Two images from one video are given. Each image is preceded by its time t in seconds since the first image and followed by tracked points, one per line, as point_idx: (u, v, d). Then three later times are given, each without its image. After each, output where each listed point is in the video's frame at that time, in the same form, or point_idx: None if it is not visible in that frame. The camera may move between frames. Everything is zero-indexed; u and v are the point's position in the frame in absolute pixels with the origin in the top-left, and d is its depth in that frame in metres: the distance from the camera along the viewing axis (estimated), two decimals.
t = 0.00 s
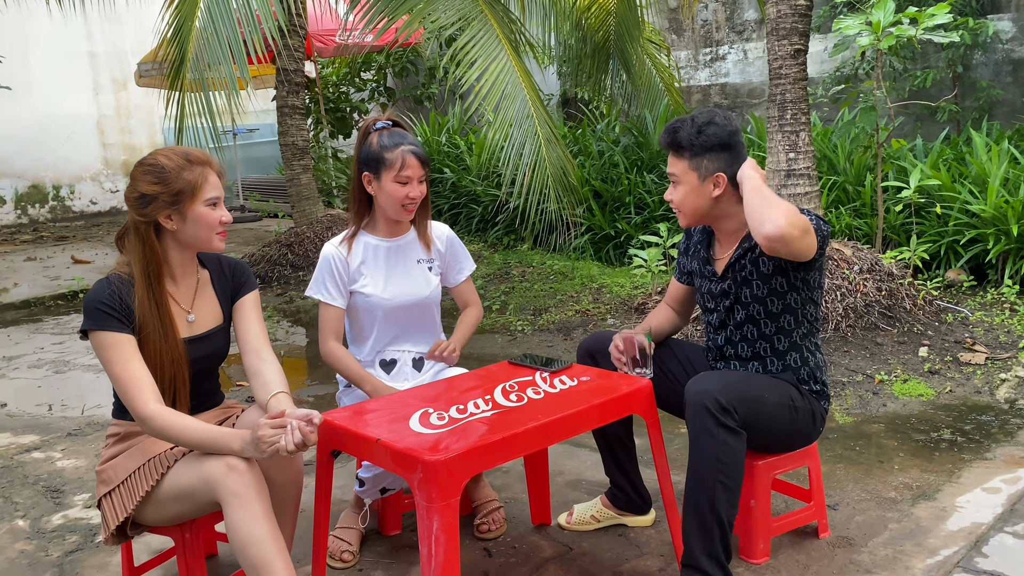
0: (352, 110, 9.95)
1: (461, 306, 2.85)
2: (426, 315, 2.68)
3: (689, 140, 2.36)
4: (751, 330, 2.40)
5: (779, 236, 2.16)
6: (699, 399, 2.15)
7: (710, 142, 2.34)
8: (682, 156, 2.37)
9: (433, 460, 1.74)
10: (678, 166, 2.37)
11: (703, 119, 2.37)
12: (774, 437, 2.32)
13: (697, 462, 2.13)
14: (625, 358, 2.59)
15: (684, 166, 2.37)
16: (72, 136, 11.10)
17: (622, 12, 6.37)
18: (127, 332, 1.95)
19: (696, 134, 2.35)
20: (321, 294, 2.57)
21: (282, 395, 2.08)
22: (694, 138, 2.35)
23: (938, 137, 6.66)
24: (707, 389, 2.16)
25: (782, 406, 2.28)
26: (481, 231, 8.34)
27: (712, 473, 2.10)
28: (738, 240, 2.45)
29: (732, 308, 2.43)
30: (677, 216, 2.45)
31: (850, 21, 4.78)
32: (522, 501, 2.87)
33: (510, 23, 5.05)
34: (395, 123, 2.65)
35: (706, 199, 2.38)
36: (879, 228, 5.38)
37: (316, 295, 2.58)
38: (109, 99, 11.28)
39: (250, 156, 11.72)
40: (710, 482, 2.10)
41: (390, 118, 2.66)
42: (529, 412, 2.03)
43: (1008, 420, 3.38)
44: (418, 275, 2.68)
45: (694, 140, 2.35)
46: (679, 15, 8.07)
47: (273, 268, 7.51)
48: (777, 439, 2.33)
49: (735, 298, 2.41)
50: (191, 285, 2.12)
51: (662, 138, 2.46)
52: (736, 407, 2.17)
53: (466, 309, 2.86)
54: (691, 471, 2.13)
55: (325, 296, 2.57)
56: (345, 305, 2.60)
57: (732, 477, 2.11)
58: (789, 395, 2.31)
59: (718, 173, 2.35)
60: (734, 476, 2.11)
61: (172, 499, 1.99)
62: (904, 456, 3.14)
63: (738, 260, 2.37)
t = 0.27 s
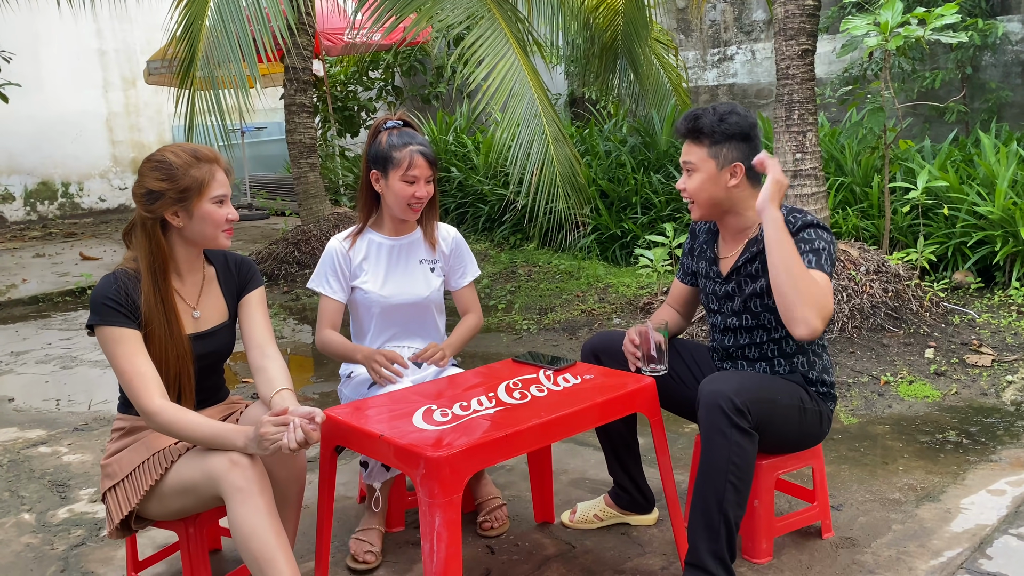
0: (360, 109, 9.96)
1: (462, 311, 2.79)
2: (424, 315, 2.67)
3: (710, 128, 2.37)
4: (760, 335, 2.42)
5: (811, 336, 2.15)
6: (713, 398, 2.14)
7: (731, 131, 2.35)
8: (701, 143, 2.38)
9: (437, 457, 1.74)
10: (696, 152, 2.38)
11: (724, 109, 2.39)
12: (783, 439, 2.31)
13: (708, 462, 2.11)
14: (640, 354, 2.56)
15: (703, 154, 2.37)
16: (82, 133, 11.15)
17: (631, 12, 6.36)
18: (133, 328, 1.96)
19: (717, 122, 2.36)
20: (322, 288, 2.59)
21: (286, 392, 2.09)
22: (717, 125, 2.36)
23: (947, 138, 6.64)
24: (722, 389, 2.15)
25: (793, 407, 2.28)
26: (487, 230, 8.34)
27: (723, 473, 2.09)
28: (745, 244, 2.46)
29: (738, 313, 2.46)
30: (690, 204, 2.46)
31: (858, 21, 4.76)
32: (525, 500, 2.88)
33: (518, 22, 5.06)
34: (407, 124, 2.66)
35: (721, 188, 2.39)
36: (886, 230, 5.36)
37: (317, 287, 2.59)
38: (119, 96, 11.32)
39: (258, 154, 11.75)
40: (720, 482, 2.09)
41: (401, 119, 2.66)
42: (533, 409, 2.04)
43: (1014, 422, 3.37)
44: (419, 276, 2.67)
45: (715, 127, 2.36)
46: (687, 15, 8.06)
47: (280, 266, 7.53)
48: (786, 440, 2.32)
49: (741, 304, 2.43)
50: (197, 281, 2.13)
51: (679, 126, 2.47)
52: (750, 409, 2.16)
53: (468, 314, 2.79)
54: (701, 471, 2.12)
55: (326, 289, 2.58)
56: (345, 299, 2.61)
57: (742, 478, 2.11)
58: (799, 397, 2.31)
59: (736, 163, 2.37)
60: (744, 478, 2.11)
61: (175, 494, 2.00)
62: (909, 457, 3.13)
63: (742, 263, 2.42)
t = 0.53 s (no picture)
0: (365, 109, 9.98)
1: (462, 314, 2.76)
2: (425, 319, 2.67)
3: (720, 124, 2.37)
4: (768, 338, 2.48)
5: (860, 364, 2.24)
6: (726, 401, 2.13)
7: (740, 131, 2.36)
8: (709, 138, 2.39)
9: (440, 456, 1.74)
10: (703, 147, 2.38)
11: (736, 109, 2.40)
12: (793, 440, 2.31)
13: (719, 464, 2.12)
14: (647, 361, 2.57)
15: (711, 149, 2.38)
16: (87, 133, 11.18)
17: (635, 13, 6.36)
18: (137, 325, 1.96)
19: (728, 120, 2.37)
20: (322, 294, 2.57)
21: (289, 390, 2.09)
22: (727, 123, 2.37)
23: (952, 141, 6.62)
24: (735, 391, 2.14)
25: (803, 408, 2.27)
26: (491, 230, 8.34)
27: (733, 476, 2.10)
28: (749, 248, 2.45)
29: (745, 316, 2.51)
30: (688, 199, 2.46)
31: (864, 23, 4.76)
32: (528, 500, 2.87)
33: (523, 22, 5.06)
34: (404, 125, 2.63)
35: (721, 187, 2.39)
36: (890, 232, 5.35)
37: (317, 293, 2.57)
38: (124, 96, 11.35)
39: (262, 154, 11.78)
40: (730, 485, 2.10)
41: (398, 120, 2.63)
42: (536, 409, 2.03)
43: (1019, 425, 3.36)
44: (418, 280, 2.66)
45: (726, 125, 2.37)
46: (692, 17, 8.06)
47: (284, 266, 7.54)
48: (794, 441, 2.32)
49: (748, 309, 2.48)
50: (201, 279, 2.13)
51: (690, 121, 2.48)
52: (761, 411, 2.16)
53: (468, 316, 2.76)
54: (711, 473, 2.12)
55: (327, 295, 2.56)
56: (346, 304, 2.59)
57: (752, 481, 2.12)
58: (809, 398, 2.30)
59: (740, 163, 2.37)
60: (754, 481, 2.11)
61: (179, 492, 2.00)
62: (913, 459, 3.13)
63: (746, 267, 2.46)
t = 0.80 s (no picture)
0: (362, 110, 9.98)
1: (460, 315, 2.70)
2: (420, 324, 2.64)
3: (721, 125, 2.37)
4: (767, 336, 2.49)
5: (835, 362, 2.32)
6: (732, 403, 2.19)
7: (741, 132, 2.36)
8: (710, 139, 2.39)
9: (440, 457, 1.74)
10: (703, 149, 2.38)
11: (735, 110, 2.40)
12: (795, 441, 2.36)
13: (724, 466, 2.18)
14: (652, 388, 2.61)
15: (711, 151, 2.38)
16: (84, 133, 11.16)
17: (634, 14, 6.35)
18: (136, 324, 1.96)
19: (729, 120, 2.37)
20: (319, 302, 2.54)
21: (288, 390, 2.08)
22: (728, 124, 2.37)
23: (950, 142, 6.62)
24: (741, 394, 2.20)
25: (806, 410, 2.32)
26: (489, 231, 8.33)
27: (737, 478, 2.16)
28: (748, 247, 2.45)
29: (744, 315, 2.52)
30: (688, 201, 2.45)
31: (862, 24, 4.76)
32: (528, 501, 2.87)
33: (522, 23, 5.06)
34: (395, 127, 2.57)
35: (722, 189, 2.39)
36: (889, 233, 5.35)
37: (314, 301, 2.54)
38: (121, 96, 11.33)
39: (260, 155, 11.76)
40: (735, 487, 2.16)
41: (389, 121, 2.57)
42: (537, 410, 2.03)
43: (1017, 426, 3.36)
44: (413, 286, 2.62)
45: (727, 126, 2.37)
46: (690, 18, 8.06)
47: (282, 266, 7.52)
48: (797, 443, 2.36)
49: (747, 308, 2.49)
50: (200, 278, 2.12)
51: (690, 122, 2.47)
52: (766, 414, 2.22)
53: (466, 317, 2.71)
54: (716, 476, 2.18)
55: (323, 303, 2.53)
56: (343, 312, 2.56)
57: (755, 484, 2.18)
58: (811, 401, 2.34)
59: (741, 165, 2.38)
60: (757, 483, 2.17)
61: (178, 492, 1.99)
62: (912, 460, 3.13)
63: (745, 266, 2.46)
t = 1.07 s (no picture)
0: (353, 111, 9.96)
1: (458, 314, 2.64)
2: (417, 326, 2.64)
3: (724, 125, 2.38)
4: (763, 337, 2.50)
5: (812, 364, 2.36)
6: (746, 405, 2.22)
7: (744, 131, 2.37)
8: (713, 139, 2.39)
9: (443, 459, 1.73)
10: (707, 150, 2.38)
11: (737, 109, 2.41)
12: (800, 442, 2.39)
13: (734, 467, 2.21)
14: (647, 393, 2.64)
15: (715, 152, 2.38)
16: (72, 134, 11.08)
17: (625, 15, 6.34)
18: (133, 327, 1.94)
19: (732, 120, 2.38)
20: (318, 308, 2.51)
21: (287, 392, 2.06)
22: (731, 124, 2.38)
23: (940, 142, 6.64)
24: (755, 396, 2.23)
25: (813, 411, 2.36)
26: (481, 232, 8.31)
27: (748, 480, 2.20)
28: (744, 245, 2.46)
29: (741, 315, 2.53)
30: (695, 201, 2.45)
31: (854, 25, 4.79)
32: (526, 503, 2.86)
33: (515, 24, 5.04)
34: (392, 130, 2.54)
35: (730, 188, 2.39)
36: (881, 233, 5.38)
37: (311, 306, 2.50)
38: (110, 97, 11.26)
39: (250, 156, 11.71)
40: (744, 489, 2.20)
41: (386, 125, 2.55)
42: (538, 412, 2.03)
43: (1012, 424, 3.38)
44: (409, 291, 2.62)
45: (730, 125, 2.38)
46: (680, 19, 8.08)
47: (273, 268, 7.49)
48: (802, 443, 2.40)
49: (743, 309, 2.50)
50: (197, 280, 2.11)
51: (691, 123, 2.48)
52: (778, 417, 2.26)
53: (463, 315, 2.65)
54: (725, 478, 2.22)
55: (322, 308, 2.50)
56: (342, 316, 2.54)
57: (764, 486, 2.22)
58: (818, 403, 2.39)
59: (746, 163, 2.38)
60: (766, 486, 2.22)
61: (177, 495, 1.97)
62: (908, 459, 3.14)
63: (742, 265, 2.47)
